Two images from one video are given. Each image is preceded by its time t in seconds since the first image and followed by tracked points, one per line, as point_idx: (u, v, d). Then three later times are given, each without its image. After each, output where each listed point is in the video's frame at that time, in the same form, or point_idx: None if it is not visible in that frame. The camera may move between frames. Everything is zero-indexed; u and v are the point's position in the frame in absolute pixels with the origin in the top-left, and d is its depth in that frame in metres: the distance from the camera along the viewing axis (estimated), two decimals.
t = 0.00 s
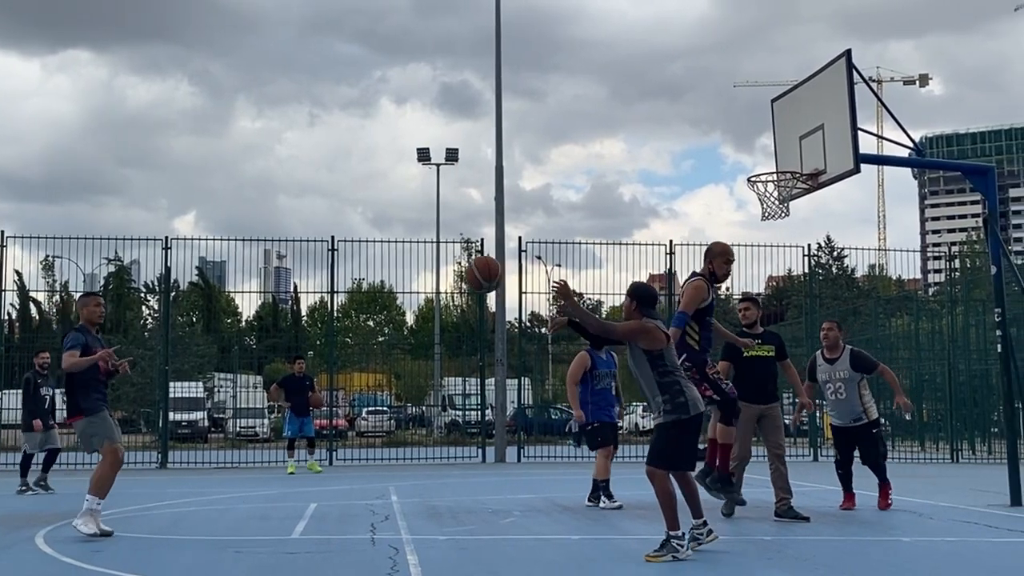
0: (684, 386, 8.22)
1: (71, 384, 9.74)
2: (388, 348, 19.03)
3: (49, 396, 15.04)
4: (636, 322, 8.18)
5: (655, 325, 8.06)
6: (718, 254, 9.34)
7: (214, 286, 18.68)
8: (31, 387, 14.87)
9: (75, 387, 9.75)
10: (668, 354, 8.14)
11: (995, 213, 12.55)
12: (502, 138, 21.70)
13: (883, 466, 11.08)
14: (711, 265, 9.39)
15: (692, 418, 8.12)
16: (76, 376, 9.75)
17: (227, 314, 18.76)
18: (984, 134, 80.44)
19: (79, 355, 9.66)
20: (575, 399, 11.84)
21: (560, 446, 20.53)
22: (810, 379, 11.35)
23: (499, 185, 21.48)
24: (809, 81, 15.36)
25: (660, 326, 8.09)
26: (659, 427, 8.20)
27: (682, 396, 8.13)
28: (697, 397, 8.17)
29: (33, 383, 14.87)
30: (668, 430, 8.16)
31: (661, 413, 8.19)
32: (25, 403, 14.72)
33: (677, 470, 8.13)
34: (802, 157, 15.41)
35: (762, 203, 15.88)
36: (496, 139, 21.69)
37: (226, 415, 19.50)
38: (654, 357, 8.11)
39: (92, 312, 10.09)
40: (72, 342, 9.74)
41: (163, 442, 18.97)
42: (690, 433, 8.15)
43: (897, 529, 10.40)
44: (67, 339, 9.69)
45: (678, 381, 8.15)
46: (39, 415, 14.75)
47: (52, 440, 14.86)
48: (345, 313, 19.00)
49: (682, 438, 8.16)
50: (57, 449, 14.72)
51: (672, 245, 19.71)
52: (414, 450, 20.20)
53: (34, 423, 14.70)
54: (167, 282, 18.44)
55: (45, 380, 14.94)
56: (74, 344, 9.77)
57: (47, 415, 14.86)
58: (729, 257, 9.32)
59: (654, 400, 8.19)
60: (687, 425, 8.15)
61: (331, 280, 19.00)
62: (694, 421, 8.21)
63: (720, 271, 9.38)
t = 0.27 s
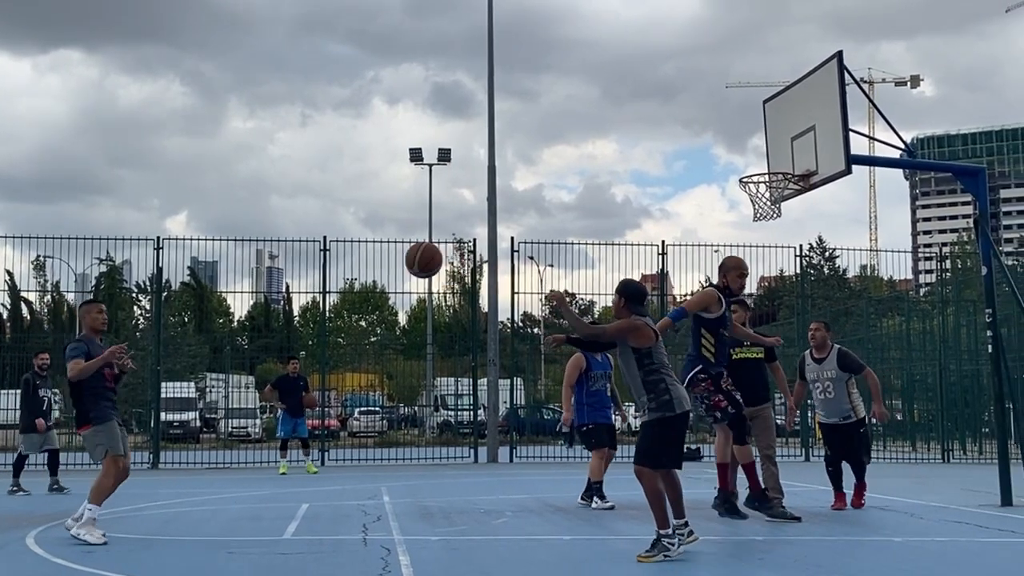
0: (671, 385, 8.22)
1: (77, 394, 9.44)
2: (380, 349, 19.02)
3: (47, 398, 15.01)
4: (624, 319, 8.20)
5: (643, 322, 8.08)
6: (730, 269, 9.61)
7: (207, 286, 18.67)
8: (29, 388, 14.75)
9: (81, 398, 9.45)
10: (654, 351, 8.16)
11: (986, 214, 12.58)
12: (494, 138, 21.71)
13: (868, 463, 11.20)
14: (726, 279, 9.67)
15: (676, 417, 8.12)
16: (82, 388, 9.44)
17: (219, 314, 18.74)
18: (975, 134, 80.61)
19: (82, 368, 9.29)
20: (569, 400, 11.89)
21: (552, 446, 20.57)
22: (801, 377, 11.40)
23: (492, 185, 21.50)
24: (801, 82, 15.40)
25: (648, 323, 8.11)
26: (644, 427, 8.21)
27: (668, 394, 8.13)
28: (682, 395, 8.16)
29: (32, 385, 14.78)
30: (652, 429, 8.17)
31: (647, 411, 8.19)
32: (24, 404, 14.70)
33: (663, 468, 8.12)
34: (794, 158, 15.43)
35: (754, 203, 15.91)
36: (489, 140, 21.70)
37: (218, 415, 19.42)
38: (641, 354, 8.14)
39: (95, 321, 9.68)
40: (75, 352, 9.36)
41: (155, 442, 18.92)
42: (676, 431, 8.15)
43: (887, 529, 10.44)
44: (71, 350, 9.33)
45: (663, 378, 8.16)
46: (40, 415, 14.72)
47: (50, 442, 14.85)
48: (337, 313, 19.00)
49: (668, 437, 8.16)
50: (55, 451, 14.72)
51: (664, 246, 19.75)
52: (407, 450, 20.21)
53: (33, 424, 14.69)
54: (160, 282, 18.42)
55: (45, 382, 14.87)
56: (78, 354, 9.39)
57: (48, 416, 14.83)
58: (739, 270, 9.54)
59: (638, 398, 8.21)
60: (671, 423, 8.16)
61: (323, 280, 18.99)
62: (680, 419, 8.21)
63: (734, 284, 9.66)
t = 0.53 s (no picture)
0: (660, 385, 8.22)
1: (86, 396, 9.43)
2: (374, 349, 19.01)
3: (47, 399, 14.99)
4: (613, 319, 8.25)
5: (631, 321, 8.12)
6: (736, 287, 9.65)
7: (200, 286, 18.65)
8: (30, 390, 14.67)
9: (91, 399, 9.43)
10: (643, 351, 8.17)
11: (977, 215, 12.63)
12: (488, 138, 21.72)
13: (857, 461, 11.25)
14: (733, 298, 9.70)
15: (663, 416, 8.10)
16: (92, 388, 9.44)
17: (212, 315, 18.72)
18: (967, 135, 80.82)
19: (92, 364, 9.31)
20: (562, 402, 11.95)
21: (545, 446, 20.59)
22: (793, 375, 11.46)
23: (485, 185, 21.51)
24: (794, 83, 15.44)
25: (636, 322, 8.14)
26: (632, 428, 8.20)
27: (654, 394, 8.12)
28: (669, 395, 8.14)
29: (33, 386, 14.71)
30: (639, 429, 8.15)
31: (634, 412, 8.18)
32: (25, 405, 14.67)
33: (651, 468, 8.08)
34: (787, 158, 15.47)
35: (747, 204, 15.95)
36: (483, 140, 21.71)
37: (211, 415, 19.39)
38: (630, 354, 8.17)
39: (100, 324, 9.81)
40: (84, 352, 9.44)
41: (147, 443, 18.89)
42: (663, 431, 8.14)
43: (880, 529, 10.48)
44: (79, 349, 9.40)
45: (650, 378, 8.16)
46: (42, 416, 14.70)
47: (49, 444, 14.84)
48: (330, 314, 19.00)
49: (656, 437, 8.13)
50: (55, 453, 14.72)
51: (657, 246, 19.79)
52: (400, 451, 20.20)
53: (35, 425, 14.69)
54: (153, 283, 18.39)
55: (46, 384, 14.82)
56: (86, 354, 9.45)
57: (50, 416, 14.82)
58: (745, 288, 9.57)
59: (626, 399, 8.22)
60: (657, 423, 8.13)
61: (317, 280, 18.99)
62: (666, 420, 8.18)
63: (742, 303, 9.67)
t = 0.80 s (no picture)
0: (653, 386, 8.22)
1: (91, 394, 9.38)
2: (371, 349, 18.99)
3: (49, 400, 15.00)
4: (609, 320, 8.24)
5: (625, 322, 8.11)
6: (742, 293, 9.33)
7: (197, 286, 18.63)
8: (31, 391, 14.68)
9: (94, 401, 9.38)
10: (638, 352, 8.17)
11: (975, 215, 12.63)
12: (486, 138, 21.72)
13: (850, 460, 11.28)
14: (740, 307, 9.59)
15: (657, 417, 8.11)
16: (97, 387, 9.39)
17: (209, 315, 18.70)
18: (964, 135, 80.87)
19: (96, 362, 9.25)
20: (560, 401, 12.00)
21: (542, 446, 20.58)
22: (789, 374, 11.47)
23: (483, 185, 21.51)
24: (791, 83, 15.45)
25: (631, 324, 8.13)
26: (626, 429, 8.20)
27: (648, 394, 8.13)
28: (663, 395, 8.15)
29: (34, 387, 14.72)
30: (633, 430, 8.15)
31: (629, 413, 8.18)
32: (26, 406, 14.67)
33: (646, 469, 8.09)
34: (784, 159, 15.47)
35: (745, 204, 15.96)
36: (481, 139, 21.71)
37: (208, 416, 19.33)
38: (624, 355, 8.17)
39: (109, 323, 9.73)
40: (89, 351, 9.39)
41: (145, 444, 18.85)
42: (657, 431, 8.14)
43: (878, 529, 10.48)
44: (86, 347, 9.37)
45: (644, 379, 8.17)
46: (42, 417, 14.71)
47: (49, 445, 14.79)
48: (327, 314, 18.99)
49: (650, 438, 8.14)
50: (55, 454, 14.68)
51: (655, 246, 19.80)
52: (397, 451, 20.19)
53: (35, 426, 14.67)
54: (150, 282, 18.39)
55: (46, 385, 14.82)
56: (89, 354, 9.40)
57: (51, 417, 14.84)
58: (753, 297, 9.29)
59: (621, 399, 8.22)
60: (652, 424, 8.14)
61: (313, 281, 18.98)
62: (660, 421, 8.18)
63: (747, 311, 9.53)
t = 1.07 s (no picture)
0: (644, 386, 8.22)
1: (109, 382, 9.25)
2: (366, 349, 18.98)
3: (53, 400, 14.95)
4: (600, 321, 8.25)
5: (615, 324, 8.10)
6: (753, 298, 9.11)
7: (192, 287, 18.63)
8: (36, 392, 14.63)
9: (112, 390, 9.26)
10: (629, 354, 8.16)
11: (969, 216, 12.66)
12: (481, 138, 21.72)
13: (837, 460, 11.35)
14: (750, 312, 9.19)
15: (647, 418, 8.09)
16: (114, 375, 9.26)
17: (205, 315, 18.69)
18: (958, 136, 81.04)
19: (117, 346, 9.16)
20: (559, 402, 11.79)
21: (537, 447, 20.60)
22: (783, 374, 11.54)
23: (478, 185, 21.52)
24: (786, 84, 15.48)
25: (621, 325, 8.12)
26: (617, 430, 8.20)
27: (638, 396, 8.12)
28: (652, 395, 8.13)
29: (39, 388, 14.68)
30: (624, 431, 8.15)
31: (619, 414, 8.18)
32: (30, 407, 14.58)
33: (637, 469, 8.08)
34: (779, 160, 15.49)
35: (741, 204, 15.99)
36: (476, 140, 21.71)
37: (203, 416, 19.32)
38: (614, 357, 8.16)
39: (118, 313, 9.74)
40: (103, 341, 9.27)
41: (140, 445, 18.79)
42: (647, 433, 8.12)
43: (872, 529, 10.51)
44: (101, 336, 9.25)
45: (634, 380, 8.16)
46: (46, 418, 14.63)
47: (57, 445, 14.82)
48: (323, 314, 19.05)
49: (641, 438, 8.13)
50: (63, 455, 14.70)
51: (650, 247, 19.82)
52: (393, 451, 20.20)
53: (39, 428, 14.60)
54: (145, 282, 18.38)
55: (49, 386, 14.75)
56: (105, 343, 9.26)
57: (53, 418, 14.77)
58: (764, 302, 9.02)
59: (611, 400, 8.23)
60: (642, 425, 8.12)
61: (309, 281, 18.99)
62: (650, 422, 8.16)
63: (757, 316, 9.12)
